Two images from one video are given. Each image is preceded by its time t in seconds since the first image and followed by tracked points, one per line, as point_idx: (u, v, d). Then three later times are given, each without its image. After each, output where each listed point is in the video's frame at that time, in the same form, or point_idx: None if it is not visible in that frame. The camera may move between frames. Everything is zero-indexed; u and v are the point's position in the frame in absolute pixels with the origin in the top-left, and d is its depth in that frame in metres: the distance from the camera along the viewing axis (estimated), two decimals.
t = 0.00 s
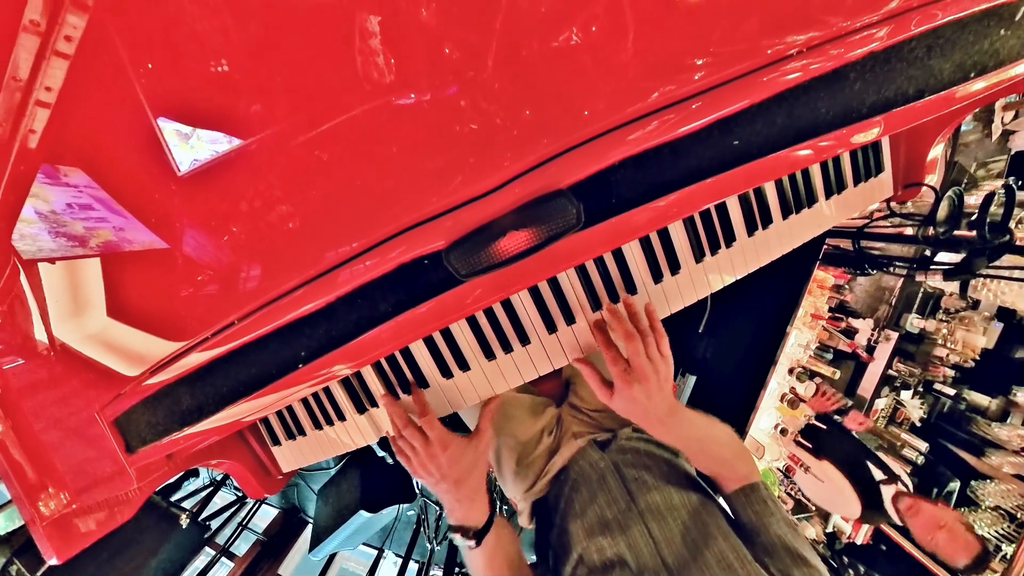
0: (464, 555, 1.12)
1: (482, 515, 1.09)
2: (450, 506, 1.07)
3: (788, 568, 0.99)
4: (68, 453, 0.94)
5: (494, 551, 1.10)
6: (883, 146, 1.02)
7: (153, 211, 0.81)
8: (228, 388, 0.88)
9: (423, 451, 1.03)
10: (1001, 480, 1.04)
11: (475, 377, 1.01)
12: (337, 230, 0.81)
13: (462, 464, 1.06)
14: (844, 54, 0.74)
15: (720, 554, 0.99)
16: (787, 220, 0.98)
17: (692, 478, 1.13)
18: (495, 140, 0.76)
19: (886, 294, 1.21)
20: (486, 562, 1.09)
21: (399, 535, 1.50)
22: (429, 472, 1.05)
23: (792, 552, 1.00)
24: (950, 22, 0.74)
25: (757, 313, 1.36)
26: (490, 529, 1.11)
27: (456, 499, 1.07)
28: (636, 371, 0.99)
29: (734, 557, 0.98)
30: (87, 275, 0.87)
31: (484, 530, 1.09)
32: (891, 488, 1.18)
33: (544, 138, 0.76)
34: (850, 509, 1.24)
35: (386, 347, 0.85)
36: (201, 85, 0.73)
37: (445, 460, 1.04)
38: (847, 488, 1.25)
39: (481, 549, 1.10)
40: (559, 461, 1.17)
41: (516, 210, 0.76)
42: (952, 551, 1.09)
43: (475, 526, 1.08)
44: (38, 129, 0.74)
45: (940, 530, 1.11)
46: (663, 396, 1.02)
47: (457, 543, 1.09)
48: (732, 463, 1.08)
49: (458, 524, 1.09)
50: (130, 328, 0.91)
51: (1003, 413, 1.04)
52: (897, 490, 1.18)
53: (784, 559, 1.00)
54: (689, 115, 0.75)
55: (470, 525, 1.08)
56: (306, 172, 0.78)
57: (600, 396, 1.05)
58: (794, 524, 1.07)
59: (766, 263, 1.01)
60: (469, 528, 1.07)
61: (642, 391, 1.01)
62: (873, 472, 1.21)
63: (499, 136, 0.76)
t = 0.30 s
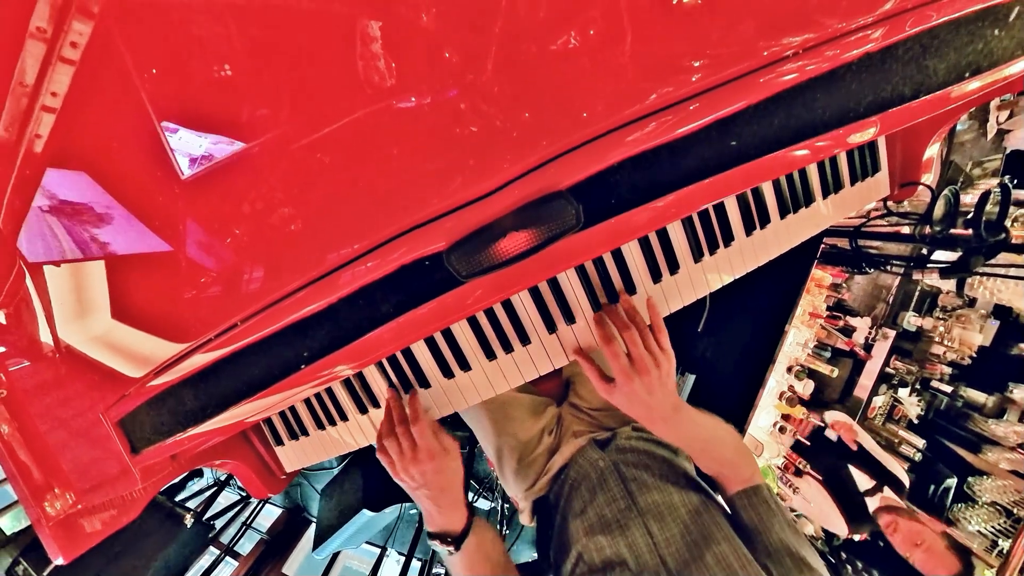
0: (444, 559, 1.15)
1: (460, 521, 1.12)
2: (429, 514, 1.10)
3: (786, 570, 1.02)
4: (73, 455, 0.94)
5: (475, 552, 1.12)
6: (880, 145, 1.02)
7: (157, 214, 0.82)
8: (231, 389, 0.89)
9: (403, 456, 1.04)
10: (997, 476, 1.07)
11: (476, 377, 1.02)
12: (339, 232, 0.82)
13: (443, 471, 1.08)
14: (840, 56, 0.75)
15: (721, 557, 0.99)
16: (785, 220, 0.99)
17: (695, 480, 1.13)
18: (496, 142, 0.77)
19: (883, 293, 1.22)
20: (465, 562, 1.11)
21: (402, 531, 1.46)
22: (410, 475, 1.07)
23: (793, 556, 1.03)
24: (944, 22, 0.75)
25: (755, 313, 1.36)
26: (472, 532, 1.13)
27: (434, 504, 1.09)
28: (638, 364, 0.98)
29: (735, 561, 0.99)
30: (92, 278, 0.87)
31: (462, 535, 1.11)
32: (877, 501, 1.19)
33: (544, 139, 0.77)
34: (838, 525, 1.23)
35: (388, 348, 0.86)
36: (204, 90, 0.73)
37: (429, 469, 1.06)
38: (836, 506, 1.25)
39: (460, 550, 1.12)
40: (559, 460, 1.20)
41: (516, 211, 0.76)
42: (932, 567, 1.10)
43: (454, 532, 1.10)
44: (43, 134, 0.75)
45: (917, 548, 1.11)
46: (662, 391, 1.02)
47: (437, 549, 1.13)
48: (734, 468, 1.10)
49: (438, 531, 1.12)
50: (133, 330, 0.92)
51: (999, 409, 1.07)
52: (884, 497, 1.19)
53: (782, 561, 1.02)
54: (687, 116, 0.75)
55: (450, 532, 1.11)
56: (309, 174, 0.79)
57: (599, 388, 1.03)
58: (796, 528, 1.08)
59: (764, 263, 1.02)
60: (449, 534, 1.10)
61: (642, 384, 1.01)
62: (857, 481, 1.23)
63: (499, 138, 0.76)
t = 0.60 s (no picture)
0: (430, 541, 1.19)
1: (439, 498, 1.17)
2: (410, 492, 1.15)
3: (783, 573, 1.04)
4: (78, 455, 0.95)
5: (463, 551, 1.16)
6: (876, 144, 1.03)
7: (161, 217, 0.83)
8: (235, 390, 0.90)
9: (387, 452, 1.10)
10: (994, 472, 1.08)
11: (477, 377, 1.03)
12: (341, 233, 0.82)
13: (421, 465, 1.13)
14: (835, 57, 0.76)
15: (717, 560, 1.04)
16: (782, 219, 0.99)
17: (692, 477, 1.15)
18: (495, 144, 0.77)
19: (881, 291, 1.23)
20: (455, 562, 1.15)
21: (404, 530, 1.42)
22: (396, 467, 1.13)
23: (791, 559, 1.05)
24: (938, 23, 0.76)
25: (755, 312, 1.38)
26: (450, 512, 1.18)
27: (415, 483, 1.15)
28: (634, 358, 1.00)
29: (730, 563, 1.04)
30: (96, 280, 0.88)
31: (442, 512, 1.16)
32: (872, 506, 1.19)
33: (543, 141, 0.78)
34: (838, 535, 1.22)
35: (389, 349, 0.87)
36: (207, 94, 0.74)
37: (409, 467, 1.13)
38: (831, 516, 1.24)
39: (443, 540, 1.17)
40: (559, 457, 1.21)
41: (515, 212, 0.77)
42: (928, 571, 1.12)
43: (434, 508, 1.15)
44: (49, 138, 0.77)
45: (915, 552, 1.14)
46: (658, 383, 1.04)
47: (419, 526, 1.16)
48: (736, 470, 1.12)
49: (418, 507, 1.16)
50: (137, 331, 0.93)
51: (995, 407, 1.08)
52: (878, 501, 1.19)
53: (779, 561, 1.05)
54: (684, 118, 0.76)
55: (430, 508, 1.15)
56: (311, 177, 0.80)
57: (596, 383, 1.04)
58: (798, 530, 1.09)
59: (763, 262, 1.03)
60: (429, 511, 1.15)
61: (638, 377, 1.02)
62: (852, 484, 1.22)
63: (499, 141, 0.77)
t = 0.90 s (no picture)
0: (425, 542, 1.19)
1: (434, 502, 1.18)
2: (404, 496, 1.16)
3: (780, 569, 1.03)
4: (84, 456, 0.96)
5: (457, 548, 1.17)
6: (873, 145, 1.04)
7: (164, 220, 0.84)
8: (239, 390, 0.90)
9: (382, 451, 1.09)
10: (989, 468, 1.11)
11: (478, 377, 1.03)
12: (343, 235, 0.83)
13: (414, 466, 1.12)
14: (831, 58, 0.76)
15: (711, 554, 1.06)
16: (781, 218, 1.00)
17: (690, 475, 1.17)
18: (495, 146, 0.78)
19: (879, 290, 1.23)
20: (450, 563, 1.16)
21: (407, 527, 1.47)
22: (390, 468, 1.12)
23: (788, 556, 1.04)
24: (932, 24, 0.77)
25: (753, 310, 1.36)
26: (445, 514, 1.19)
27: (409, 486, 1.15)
28: (639, 363, 1.00)
29: (724, 558, 1.05)
30: (101, 283, 0.89)
31: (438, 516, 1.17)
32: (872, 508, 1.22)
33: (542, 143, 0.78)
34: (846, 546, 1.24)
35: (390, 350, 0.88)
36: (210, 98, 0.75)
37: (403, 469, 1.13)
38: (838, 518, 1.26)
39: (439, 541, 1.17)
40: (559, 454, 1.22)
41: (515, 213, 0.78)
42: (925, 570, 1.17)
43: (430, 513, 1.16)
44: (54, 143, 0.78)
45: (914, 553, 1.18)
46: (658, 384, 1.04)
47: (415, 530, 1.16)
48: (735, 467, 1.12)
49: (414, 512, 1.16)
50: (142, 333, 0.94)
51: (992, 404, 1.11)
52: (878, 503, 1.22)
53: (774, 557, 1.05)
54: (682, 119, 0.77)
55: (425, 512, 1.16)
56: (313, 179, 0.80)
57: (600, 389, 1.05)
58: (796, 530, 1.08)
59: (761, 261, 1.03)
60: (425, 515, 1.15)
61: (643, 382, 1.03)
62: (852, 484, 1.25)
63: (499, 143, 0.78)
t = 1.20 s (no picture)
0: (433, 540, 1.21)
1: (437, 505, 1.17)
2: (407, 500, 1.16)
3: (777, 558, 1.05)
4: (89, 456, 0.98)
5: (462, 545, 1.18)
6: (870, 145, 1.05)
7: (168, 223, 0.85)
8: (242, 391, 0.91)
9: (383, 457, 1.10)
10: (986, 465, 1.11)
11: (479, 377, 1.04)
12: (344, 237, 0.84)
13: (415, 471, 1.13)
14: (827, 59, 0.77)
15: (709, 547, 1.07)
16: (779, 218, 1.01)
17: (691, 472, 1.16)
18: (495, 148, 0.79)
19: (876, 288, 1.24)
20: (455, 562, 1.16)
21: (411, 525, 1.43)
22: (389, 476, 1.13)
23: (785, 545, 1.06)
24: (927, 25, 0.78)
25: (750, 309, 1.36)
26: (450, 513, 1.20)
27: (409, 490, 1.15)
28: (636, 361, 1.01)
29: (720, 551, 1.07)
30: (106, 284, 0.91)
31: (440, 518, 1.16)
32: (872, 505, 1.22)
33: (541, 145, 0.79)
34: (849, 540, 1.25)
35: (391, 350, 0.88)
36: (213, 103, 0.76)
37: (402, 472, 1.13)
38: (841, 514, 1.26)
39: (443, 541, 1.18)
40: (559, 453, 1.23)
41: (515, 214, 0.79)
42: (928, 567, 1.17)
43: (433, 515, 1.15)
44: (59, 147, 0.78)
45: (916, 548, 1.18)
46: (659, 381, 1.05)
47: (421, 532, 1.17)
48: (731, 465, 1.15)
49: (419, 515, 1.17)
50: (145, 335, 0.95)
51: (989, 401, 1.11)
52: (878, 500, 1.22)
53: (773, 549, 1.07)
54: (680, 120, 0.78)
55: (428, 514, 1.15)
56: (315, 182, 0.81)
57: (600, 384, 1.06)
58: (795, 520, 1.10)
59: (759, 261, 1.04)
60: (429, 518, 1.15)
61: (640, 378, 1.04)
62: (854, 482, 1.25)
63: (499, 145, 0.79)
